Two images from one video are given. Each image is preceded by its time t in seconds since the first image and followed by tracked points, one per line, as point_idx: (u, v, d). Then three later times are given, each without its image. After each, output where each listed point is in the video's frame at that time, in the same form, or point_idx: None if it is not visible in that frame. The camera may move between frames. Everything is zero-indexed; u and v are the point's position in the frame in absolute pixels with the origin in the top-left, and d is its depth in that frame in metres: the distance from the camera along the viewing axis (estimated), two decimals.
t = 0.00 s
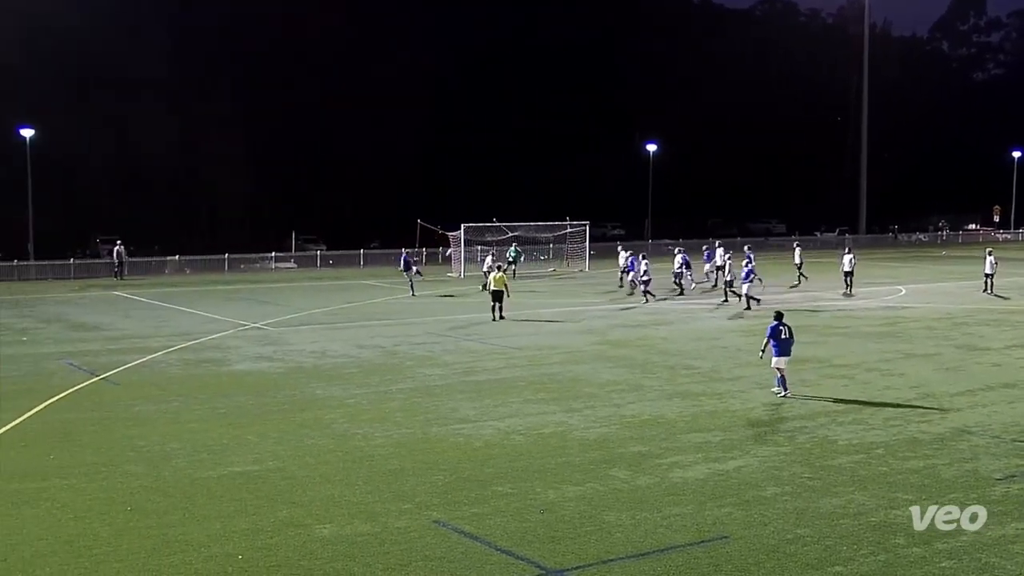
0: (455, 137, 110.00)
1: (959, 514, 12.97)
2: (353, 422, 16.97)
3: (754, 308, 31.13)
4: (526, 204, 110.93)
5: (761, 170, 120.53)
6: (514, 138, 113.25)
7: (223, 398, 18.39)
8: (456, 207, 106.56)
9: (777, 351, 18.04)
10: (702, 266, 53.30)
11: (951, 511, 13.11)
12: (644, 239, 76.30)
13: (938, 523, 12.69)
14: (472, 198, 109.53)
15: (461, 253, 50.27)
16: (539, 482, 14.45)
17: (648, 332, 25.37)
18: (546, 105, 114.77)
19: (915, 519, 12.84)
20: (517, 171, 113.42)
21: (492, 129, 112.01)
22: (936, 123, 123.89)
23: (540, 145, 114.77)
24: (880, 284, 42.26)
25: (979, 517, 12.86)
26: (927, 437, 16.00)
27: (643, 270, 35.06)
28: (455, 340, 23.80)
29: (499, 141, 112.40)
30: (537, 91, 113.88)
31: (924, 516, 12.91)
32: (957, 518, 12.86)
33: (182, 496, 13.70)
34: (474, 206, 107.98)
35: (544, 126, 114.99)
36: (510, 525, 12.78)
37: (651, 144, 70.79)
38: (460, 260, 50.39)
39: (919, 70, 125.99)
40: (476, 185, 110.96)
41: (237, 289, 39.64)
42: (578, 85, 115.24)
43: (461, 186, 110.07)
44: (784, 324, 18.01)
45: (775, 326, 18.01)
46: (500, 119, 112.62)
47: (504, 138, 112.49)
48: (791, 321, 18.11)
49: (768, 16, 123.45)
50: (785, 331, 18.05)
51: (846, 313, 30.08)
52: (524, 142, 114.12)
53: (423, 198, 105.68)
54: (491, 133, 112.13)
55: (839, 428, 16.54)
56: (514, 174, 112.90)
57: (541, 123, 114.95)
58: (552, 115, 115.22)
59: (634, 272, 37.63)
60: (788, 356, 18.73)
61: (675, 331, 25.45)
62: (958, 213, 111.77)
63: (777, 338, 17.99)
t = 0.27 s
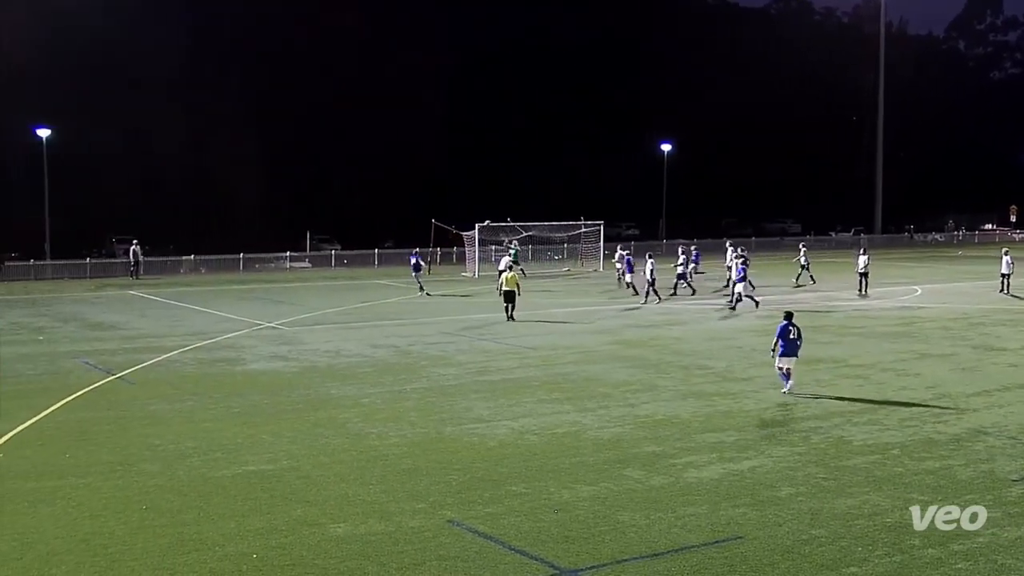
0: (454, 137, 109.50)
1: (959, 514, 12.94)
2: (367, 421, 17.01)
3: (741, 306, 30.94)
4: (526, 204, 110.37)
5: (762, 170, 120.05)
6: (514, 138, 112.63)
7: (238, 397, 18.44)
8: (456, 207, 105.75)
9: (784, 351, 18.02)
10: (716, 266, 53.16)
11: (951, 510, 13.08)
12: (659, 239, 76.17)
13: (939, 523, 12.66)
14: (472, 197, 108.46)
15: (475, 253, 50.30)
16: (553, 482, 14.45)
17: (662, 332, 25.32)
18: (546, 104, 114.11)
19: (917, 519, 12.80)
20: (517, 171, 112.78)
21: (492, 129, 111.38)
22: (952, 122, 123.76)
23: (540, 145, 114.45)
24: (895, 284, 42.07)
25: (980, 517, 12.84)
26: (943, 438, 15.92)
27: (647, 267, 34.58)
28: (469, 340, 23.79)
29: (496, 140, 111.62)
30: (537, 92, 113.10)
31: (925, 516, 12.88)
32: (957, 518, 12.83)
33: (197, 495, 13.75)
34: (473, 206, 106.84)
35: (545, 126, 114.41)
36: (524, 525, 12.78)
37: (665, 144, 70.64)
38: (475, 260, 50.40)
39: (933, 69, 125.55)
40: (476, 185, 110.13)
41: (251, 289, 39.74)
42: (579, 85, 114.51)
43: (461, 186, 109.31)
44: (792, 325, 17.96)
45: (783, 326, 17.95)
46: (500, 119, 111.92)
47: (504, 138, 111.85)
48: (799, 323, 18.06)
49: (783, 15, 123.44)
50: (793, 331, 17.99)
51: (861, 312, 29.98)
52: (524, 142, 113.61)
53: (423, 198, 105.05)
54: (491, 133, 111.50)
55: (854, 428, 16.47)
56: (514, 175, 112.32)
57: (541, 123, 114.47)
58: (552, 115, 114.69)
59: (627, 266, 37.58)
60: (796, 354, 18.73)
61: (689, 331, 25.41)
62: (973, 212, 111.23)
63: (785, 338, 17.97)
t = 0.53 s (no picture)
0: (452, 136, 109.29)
1: (959, 514, 12.92)
2: (377, 420, 17.04)
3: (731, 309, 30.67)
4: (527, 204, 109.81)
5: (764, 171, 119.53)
6: (514, 138, 112.24)
7: (248, 396, 18.50)
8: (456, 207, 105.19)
9: (787, 348, 18.05)
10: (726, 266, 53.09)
11: (951, 510, 13.06)
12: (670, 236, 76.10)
13: (938, 523, 12.65)
14: (471, 197, 107.99)
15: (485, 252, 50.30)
16: (563, 481, 14.46)
17: (672, 331, 25.31)
18: (546, 104, 113.91)
19: (916, 520, 12.78)
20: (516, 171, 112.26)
21: (491, 129, 111.11)
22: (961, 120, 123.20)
23: (540, 145, 114.08)
24: (906, 283, 41.96)
25: (979, 517, 12.83)
26: (954, 438, 15.88)
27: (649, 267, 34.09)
28: (479, 340, 23.81)
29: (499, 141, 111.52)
30: (537, 92, 112.99)
31: (924, 517, 12.86)
32: (957, 518, 12.82)
33: (207, 494, 13.79)
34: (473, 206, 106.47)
35: (544, 126, 114.06)
36: (534, 525, 12.78)
37: (676, 142, 70.60)
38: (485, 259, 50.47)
39: (942, 68, 125.24)
40: (476, 184, 109.67)
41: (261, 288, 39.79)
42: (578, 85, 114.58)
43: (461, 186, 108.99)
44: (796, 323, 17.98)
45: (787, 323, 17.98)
46: (500, 119, 111.73)
47: (504, 138, 111.55)
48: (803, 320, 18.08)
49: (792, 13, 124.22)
50: (797, 329, 18.03)
51: (871, 312, 29.90)
52: (524, 141, 113.12)
53: (424, 197, 104.72)
54: (491, 133, 111.26)
55: (864, 428, 16.45)
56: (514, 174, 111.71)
57: (541, 123, 114.01)
58: (553, 115, 114.38)
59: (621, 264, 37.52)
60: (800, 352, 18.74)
61: (699, 331, 25.39)
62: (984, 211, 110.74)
63: (789, 336, 18.01)
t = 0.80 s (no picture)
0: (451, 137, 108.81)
1: (959, 515, 12.89)
2: (383, 419, 17.06)
3: (719, 309, 30.42)
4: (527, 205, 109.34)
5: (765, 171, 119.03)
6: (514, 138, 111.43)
7: (254, 395, 18.51)
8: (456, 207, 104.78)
9: (788, 346, 18.05)
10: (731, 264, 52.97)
11: (951, 511, 13.03)
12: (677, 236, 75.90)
13: (938, 523, 12.62)
14: (471, 197, 107.62)
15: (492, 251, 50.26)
16: (569, 480, 14.45)
17: (677, 330, 25.27)
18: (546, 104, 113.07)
19: (916, 520, 12.73)
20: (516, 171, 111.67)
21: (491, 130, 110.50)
22: (965, 120, 122.86)
23: (540, 145, 113.45)
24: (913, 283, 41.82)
25: (980, 517, 12.79)
26: (960, 438, 15.84)
27: (646, 264, 33.65)
28: (484, 339, 23.79)
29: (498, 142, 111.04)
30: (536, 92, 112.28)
31: (925, 517, 12.82)
32: (957, 518, 12.78)
33: (213, 493, 13.81)
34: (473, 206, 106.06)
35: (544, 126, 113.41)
36: (540, 524, 12.79)
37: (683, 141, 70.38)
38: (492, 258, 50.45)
39: (947, 68, 124.95)
40: (476, 185, 109.30)
41: (267, 288, 39.77)
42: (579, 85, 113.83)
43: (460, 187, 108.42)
44: (796, 321, 17.94)
45: (786, 321, 17.96)
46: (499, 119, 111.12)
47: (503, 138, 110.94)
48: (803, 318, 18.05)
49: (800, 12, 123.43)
50: (796, 327, 18.00)
51: (877, 311, 29.81)
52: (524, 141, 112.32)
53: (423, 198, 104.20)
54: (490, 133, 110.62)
55: (870, 428, 16.42)
56: (513, 174, 111.10)
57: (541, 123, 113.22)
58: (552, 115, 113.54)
59: (610, 261, 37.26)
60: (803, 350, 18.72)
61: (704, 330, 25.36)
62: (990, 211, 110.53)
63: (788, 334, 17.98)
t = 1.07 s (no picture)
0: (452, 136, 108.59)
1: (960, 515, 12.87)
2: (386, 418, 17.10)
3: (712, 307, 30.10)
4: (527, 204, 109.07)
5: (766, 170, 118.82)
6: (514, 138, 111.36)
7: (257, 394, 18.54)
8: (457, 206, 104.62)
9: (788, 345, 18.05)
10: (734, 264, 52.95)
11: (952, 511, 13.00)
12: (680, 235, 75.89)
13: (939, 523, 12.60)
14: (471, 197, 107.47)
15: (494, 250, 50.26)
16: (572, 479, 14.48)
17: (680, 330, 25.28)
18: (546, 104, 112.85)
19: (917, 520, 12.72)
20: (517, 171, 111.58)
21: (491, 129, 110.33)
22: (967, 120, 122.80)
23: (540, 145, 113.23)
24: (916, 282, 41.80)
25: (981, 518, 12.77)
26: (963, 437, 15.86)
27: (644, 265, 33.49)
28: (487, 338, 23.82)
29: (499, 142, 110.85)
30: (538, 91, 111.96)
31: (925, 517, 12.82)
32: (958, 518, 12.77)
33: (216, 491, 13.86)
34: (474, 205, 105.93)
35: (544, 126, 113.19)
36: (543, 522, 12.82)
37: (686, 140, 70.35)
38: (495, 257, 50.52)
39: (949, 68, 125.17)
40: (476, 184, 109.20)
41: (271, 287, 39.81)
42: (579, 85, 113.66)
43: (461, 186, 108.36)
44: (794, 320, 17.92)
45: (785, 321, 17.94)
46: (499, 119, 110.87)
47: (504, 138, 110.74)
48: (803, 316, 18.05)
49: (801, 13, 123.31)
50: (795, 325, 17.99)
51: (880, 311, 29.80)
52: (525, 141, 112.15)
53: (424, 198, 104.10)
54: (491, 133, 110.46)
55: (872, 427, 16.43)
56: (514, 174, 111.00)
57: (541, 123, 113.09)
58: (553, 115, 113.35)
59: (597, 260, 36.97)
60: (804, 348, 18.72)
61: (707, 329, 25.37)
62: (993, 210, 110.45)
63: (787, 333, 17.97)
